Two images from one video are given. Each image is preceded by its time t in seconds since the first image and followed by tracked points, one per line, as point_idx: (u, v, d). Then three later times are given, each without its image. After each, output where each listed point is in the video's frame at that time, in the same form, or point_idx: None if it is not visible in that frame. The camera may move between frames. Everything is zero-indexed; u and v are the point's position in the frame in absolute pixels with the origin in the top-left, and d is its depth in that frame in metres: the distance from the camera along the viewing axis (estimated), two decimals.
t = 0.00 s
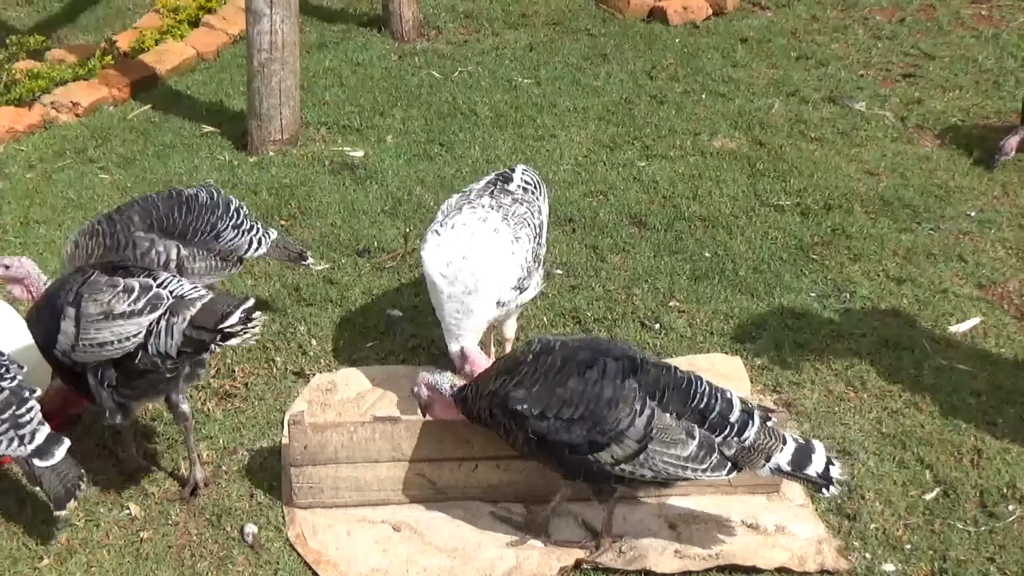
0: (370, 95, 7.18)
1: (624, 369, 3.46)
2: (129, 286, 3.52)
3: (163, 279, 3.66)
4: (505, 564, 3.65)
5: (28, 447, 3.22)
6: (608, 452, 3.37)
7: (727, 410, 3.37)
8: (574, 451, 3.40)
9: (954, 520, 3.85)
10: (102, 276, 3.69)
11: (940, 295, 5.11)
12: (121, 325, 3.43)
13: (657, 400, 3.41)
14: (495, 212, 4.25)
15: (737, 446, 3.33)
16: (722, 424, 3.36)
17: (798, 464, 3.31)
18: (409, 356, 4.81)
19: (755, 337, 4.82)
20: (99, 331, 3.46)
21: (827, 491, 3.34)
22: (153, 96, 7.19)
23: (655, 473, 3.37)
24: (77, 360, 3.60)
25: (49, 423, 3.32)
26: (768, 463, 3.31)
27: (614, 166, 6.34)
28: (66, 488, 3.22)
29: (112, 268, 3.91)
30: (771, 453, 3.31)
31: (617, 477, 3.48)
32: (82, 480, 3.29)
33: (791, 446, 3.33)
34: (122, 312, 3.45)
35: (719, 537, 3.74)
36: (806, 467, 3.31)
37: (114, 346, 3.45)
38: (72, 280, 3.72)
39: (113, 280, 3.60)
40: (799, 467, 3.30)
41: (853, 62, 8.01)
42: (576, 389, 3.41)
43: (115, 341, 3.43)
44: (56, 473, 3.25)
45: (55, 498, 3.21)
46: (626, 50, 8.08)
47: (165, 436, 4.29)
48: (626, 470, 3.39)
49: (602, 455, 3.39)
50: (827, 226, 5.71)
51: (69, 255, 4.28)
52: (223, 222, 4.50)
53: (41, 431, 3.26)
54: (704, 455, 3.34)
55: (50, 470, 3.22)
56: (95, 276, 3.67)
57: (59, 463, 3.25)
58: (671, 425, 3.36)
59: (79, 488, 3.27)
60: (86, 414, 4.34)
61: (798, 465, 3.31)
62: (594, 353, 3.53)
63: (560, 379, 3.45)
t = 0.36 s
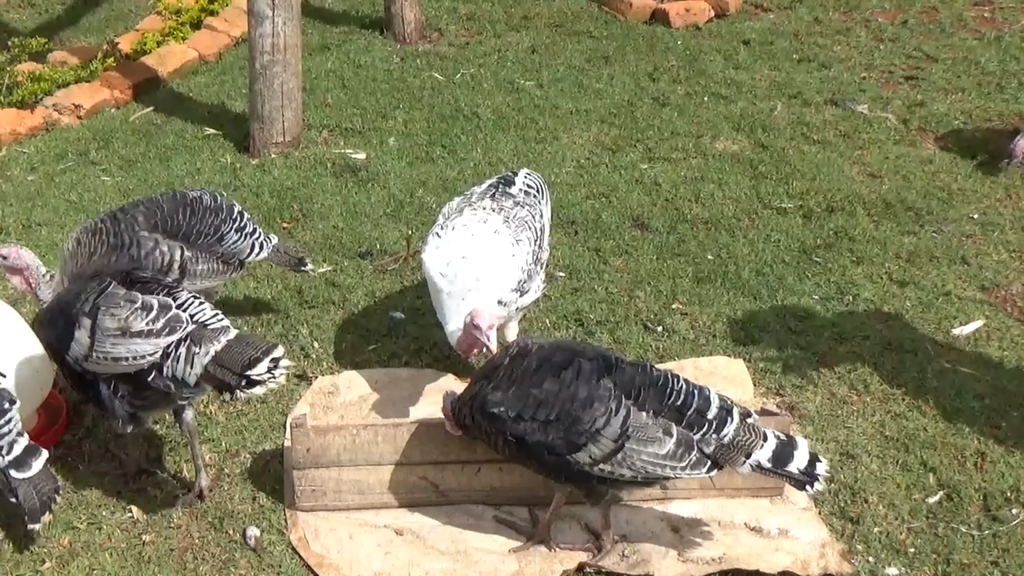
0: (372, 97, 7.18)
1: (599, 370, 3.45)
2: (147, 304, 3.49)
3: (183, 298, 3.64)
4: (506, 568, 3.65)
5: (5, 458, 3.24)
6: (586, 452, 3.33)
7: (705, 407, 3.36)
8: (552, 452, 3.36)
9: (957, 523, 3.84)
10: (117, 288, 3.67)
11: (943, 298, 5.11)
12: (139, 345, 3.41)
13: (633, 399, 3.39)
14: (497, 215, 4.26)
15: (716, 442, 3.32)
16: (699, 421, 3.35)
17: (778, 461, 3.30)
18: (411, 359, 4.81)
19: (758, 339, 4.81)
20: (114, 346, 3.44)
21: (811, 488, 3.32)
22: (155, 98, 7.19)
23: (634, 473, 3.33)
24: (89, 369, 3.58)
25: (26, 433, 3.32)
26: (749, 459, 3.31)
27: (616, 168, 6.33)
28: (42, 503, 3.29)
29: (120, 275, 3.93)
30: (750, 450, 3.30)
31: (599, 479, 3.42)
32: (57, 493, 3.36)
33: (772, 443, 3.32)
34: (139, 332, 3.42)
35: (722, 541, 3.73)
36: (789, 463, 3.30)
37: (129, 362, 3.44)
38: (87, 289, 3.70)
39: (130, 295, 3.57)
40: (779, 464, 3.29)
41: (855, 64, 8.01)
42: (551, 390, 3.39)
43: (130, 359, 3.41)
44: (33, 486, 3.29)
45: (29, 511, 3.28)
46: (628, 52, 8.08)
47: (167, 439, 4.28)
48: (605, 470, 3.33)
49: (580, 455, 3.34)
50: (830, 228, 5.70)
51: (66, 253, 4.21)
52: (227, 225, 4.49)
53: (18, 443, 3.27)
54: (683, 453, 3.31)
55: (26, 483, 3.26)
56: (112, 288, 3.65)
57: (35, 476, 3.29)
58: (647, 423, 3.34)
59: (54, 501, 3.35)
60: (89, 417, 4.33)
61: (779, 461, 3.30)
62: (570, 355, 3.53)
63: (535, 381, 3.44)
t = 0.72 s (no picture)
0: (378, 98, 7.19)
1: (599, 372, 3.44)
2: (165, 314, 3.46)
3: (199, 306, 3.61)
4: (509, 571, 3.66)
5: None
6: (584, 454, 3.33)
7: (704, 412, 3.35)
8: (551, 454, 3.37)
9: (961, 528, 3.84)
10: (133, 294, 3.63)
11: (948, 302, 5.10)
12: (155, 355, 3.38)
13: (632, 402, 3.39)
14: (501, 216, 4.26)
15: (715, 448, 3.31)
16: (698, 425, 3.33)
17: (778, 466, 3.28)
18: (415, 360, 4.81)
19: (762, 342, 4.81)
20: (130, 355, 3.40)
21: (814, 492, 3.30)
22: (161, 98, 7.21)
23: (632, 475, 3.33)
24: (101, 374, 3.56)
25: (20, 426, 3.33)
26: (748, 464, 3.29)
27: (621, 170, 6.33)
28: (37, 495, 3.28)
29: (134, 280, 3.90)
30: (749, 455, 3.29)
31: (598, 480, 3.43)
32: (51, 486, 3.36)
33: (771, 448, 3.31)
34: (156, 343, 3.39)
35: (725, 544, 3.73)
36: (789, 468, 3.29)
37: (144, 372, 3.41)
38: (102, 292, 3.64)
39: (146, 304, 3.53)
40: (779, 469, 3.28)
41: (861, 68, 7.99)
42: (551, 392, 3.38)
43: (146, 369, 3.38)
44: (28, 478, 3.28)
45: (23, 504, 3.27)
46: (634, 54, 8.08)
47: (171, 439, 4.29)
48: (603, 473, 3.34)
49: (578, 457, 3.34)
50: (835, 232, 5.69)
51: (72, 250, 4.24)
52: (233, 228, 4.51)
53: (14, 436, 3.27)
54: (681, 457, 3.30)
55: (21, 475, 3.25)
56: (127, 295, 3.60)
57: (29, 469, 3.28)
58: (646, 427, 3.34)
59: (47, 494, 3.35)
60: (93, 417, 4.34)
61: (779, 466, 3.28)
62: (571, 357, 3.52)
63: (535, 382, 3.43)
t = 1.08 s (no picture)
0: (388, 97, 7.19)
1: (607, 369, 3.43)
2: (201, 329, 3.39)
3: (233, 319, 3.54)
4: (516, 571, 3.65)
5: None
6: (592, 452, 3.32)
7: (711, 409, 3.34)
8: (559, 451, 3.35)
9: (970, 531, 3.81)
10: (165, 303, 3.54)
11: (958, 304, 5.06)
12: (191, 371, 3.33)
13: (639, 400, 3.38)
14: (512, 216, 4.25)
15: (723, 446, 3.31)
16: (706, 423, 3.32)
17: (787, 465, 3.28)
18: (423, 359, 4.81)
19: (771, 344, 4.79)
20: (164, 368, 3.36)
21: (823, 495, 3.30)
22: (172, 97, 7.23)
23: (641, 473, 3.31)
24: (128, 381, 3.48)
25: None
26: (756, 463, 3.28)
27: (631, 171, 6.32)
28: (13, 492, 3.33)
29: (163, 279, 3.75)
30: (758, 454, 3.28)
31: (606, 479, 3.42)
32: (28, 484, 3.41)
33: (779, 448, 3.30)
34: (193, 358, 3.33)
35: (733, 546, 3.72)
36: (798, 467, 3.28)
37: (178, 385, 3.37)
38: (131, 297, 3.53)
39: (181, 317, 3.45)
40: (788, 469, 3.28)
41: (873, 69, 7.95)
42: (559, 390, 3.37)
43: (181, 382, 3.34)
44: (5, 476, 3.32)
45: None
46: (645, 54, 8.06)
47: (179, 437, 4.30)
48: (611, 471, 3.32)
49: (586, 455, 3.33)
50: (845, 233, 5.67)
51: (83, 250, 4.29)
52: (241, 222, 4.49)
53: None
54: (689, 455, 3.29)
55: None
56: (161, 305, 3.50)
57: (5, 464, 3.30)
58: (654, 425, 3.33)
59: (23, 492, 3.39)
60: (102, 415, 4.36)
61: (787, 466, 3.28)
62: (579, 354, 3.51)
63: (543, 380, 3.43)
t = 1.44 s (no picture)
0: (402, 97, 7.20)
1: (623, 369, 3.42)
2: (232, 342, 3.37)
3: (263, 329, 3.50)
4: (530, 573, 3.65)
5: None
6: (605, 451, 3.31)
7: (727, 413, 3.32)
8: (572, 449, 3.34)
9: (987, 534, 3.78)
10: (196, 313, 3.51)
11: (975, 306, 5.03)
12: (222, 385, 3.32)
13: (655, 401, 3.36)
14: (528, 217, 4.24)
15: (737, 450, 3.29)
16: (721, 426, 3.30)
17: (800, 471, 3.25)
18: (437, 360, 4.82)
19: (786, 346, 4.77)
20: (195, 380, 3.35)
21: (834, 501, 3.27)
22: (187, 97, 7.26)
23: (653, 475, 3.30)
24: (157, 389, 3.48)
25: None
26: (770, 468, 3.27)
27: (645, 171, 6.30)
28: None
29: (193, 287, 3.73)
30: (773, 459, 3.26)
31: (618, 479, 3.41)
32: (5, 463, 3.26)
33: (794, 453, 3.27)
34: (223, 372, 3.32)
35: (747, 548, 3.71)
36: (811, 473, 3.25)
37: (208, 397, 3.37)
38: (162, 307, 3.51)
39: (213, 329, 3.43)
40: (802, 475, 3.25)
41: (889, 69, 7.90)
42: (574, 387, 3.37)
43: (211, 395, 3.34)
44: None
45: None
46: (659, 54, 8.04)
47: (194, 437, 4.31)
48: (623, 471, 3.32)
49: (599, 454, 3.32)
50: (860, 235, 5.64)
51: (98, 252, 4.32)
52: (252, 220, 4.50)
53: None
54: (703, 458, 3.27)
55: None
56: (192, 315, 3.48)
57: None
58: (668, 426, 3.32)
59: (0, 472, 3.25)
60: (118, 415, 4.38)
61: (801, 472, 3.25)
62: (596, 354, 3.50)
63: (559, 377, 3.42)
